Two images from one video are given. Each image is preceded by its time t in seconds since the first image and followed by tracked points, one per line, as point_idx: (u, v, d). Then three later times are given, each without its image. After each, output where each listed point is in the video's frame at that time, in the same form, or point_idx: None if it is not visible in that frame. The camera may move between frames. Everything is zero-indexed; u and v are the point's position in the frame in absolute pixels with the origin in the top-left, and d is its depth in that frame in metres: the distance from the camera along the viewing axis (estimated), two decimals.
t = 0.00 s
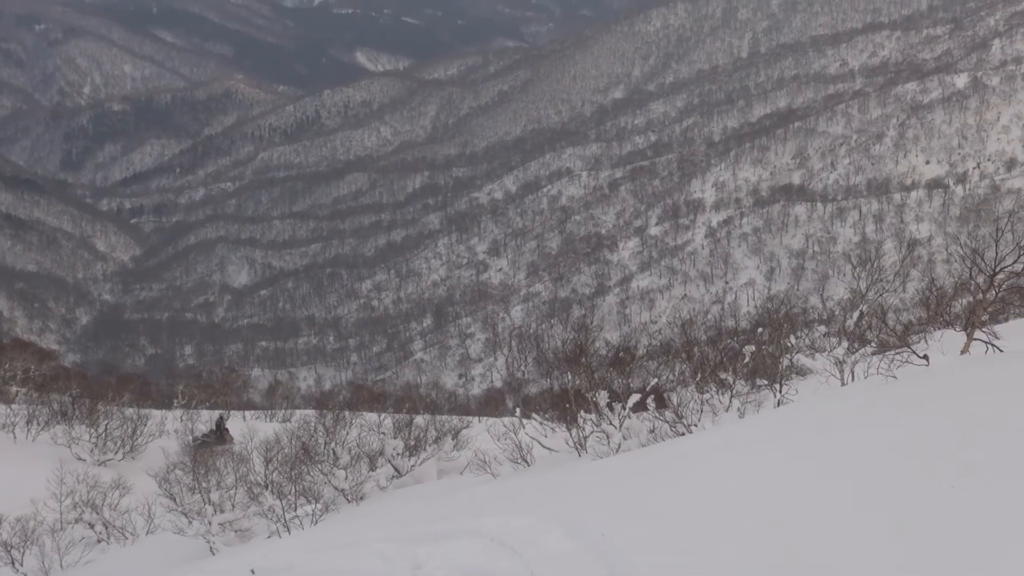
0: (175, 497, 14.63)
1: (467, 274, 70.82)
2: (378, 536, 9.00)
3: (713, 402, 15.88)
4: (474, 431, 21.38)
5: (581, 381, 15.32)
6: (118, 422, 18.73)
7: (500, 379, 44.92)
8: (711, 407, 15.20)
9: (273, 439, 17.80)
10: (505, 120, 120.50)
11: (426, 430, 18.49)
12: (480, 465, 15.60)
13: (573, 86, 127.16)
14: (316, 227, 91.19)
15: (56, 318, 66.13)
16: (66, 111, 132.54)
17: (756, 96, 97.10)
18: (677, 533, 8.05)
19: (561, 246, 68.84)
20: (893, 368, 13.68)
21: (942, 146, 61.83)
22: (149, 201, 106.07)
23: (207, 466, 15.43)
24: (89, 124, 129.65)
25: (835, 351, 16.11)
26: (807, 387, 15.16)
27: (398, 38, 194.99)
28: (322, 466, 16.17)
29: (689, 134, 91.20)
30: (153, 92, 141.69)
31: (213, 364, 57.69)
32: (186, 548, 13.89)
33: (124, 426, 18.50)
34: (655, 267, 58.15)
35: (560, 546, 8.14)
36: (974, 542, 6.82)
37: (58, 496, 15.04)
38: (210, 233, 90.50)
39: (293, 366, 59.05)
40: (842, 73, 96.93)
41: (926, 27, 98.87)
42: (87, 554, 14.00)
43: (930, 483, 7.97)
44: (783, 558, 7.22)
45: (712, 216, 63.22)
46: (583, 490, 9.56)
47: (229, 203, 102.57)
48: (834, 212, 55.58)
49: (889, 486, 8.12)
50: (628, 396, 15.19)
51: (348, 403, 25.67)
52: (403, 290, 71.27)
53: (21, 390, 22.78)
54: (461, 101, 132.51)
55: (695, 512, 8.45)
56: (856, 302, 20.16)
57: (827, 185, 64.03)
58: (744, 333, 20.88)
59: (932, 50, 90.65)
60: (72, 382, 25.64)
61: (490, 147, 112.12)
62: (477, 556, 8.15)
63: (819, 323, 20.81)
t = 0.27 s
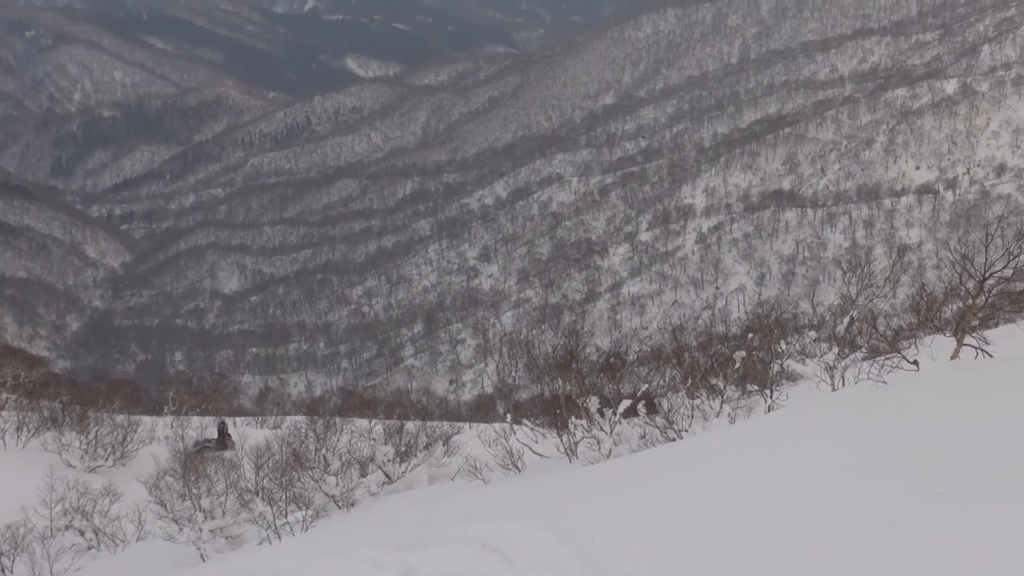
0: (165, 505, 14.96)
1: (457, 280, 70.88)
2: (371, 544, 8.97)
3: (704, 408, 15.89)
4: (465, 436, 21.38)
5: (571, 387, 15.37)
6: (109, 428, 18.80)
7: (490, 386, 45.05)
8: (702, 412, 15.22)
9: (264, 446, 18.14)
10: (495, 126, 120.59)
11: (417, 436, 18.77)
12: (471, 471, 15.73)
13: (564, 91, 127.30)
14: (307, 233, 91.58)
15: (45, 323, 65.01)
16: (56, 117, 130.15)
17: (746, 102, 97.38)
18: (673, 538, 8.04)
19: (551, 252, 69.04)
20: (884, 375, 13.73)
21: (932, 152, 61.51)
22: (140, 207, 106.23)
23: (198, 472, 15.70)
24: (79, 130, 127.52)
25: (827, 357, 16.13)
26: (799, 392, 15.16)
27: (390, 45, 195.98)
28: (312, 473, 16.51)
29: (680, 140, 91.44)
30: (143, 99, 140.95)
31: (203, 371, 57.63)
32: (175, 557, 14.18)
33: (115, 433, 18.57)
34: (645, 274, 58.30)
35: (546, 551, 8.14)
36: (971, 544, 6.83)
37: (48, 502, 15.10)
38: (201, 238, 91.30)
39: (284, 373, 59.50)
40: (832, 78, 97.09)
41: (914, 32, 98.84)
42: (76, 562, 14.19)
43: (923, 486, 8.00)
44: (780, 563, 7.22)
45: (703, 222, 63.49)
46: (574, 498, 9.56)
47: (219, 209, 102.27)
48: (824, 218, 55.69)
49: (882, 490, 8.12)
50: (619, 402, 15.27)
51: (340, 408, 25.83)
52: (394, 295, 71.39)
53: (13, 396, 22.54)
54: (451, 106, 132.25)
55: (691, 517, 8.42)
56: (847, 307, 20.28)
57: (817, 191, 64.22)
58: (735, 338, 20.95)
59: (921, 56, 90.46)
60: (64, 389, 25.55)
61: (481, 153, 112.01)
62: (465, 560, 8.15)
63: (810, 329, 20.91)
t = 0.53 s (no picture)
0: (159, 507, 15.14)
1: (451, 282, 70.90)
2: (370, 546, 8.92)
3: (698, 411, 15.69)
4: (458, 438, 21.37)
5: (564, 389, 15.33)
6: (102, 432, 18.74)
7: (484, 387, 45.13)
8: (696, 414, 15.05)
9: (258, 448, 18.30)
10: (488, 128, 120.60)
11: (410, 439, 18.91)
12: (464, 474, 15.73)
13: (557, 93, 127.28)
14: (300, 236, 92.20)
15: (39, 326, 63.60)
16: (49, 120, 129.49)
17: (739, 104, 97.65)
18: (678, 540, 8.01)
19: (544, 254, 69.17)
20: (878, 376, 13.72)
21: (925, 154, 61.71)
22: (133, 210, 106.05)
23: (192, 474, 15.74)
24: (73, 133, 126.00)
25: (820, 359, 16.13)
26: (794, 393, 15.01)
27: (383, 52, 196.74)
28: (307, 475, 16.71)
29: (673, 142, 91.72)
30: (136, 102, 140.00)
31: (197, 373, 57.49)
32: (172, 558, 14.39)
33: (108, 435, 18.51)
34: (638, 276, 58.41)
35: (541, 556, 8.07)
36: (977, 542, 6.85)
37: (41, 505, 14.95)
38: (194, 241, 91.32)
39: (277, 375, 59.47)
40: (825, 80, 97.24)
41: (906, 34, 98.79)
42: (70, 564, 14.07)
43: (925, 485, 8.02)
44: (787, 562, 7.20)
45: (696, 224, 63.71)
46: (576, 498, 9.54)
47: (213, 213, 102.08)
48: (817, 220, 55.86)
49: (886, 490, 8.13)
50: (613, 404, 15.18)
51: (333, 411, 25.87)
52: (387, 297, 71.59)
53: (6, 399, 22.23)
54: (443, 109, 132.20)
55: (694, 518, 8.40)
56: (839, 309, 20.32)
57: (811, 193, 64.39)
58: (729, 340, 20.87)
59: (915, 57, 90.47)
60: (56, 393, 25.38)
61: (473, 156, 111.83)
62: (458, 565, 8.10)
63: (803, 330, 20.91)
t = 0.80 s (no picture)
0: (153, 512, 15.41)
1: (444, 284, 70.96)
2: (364, 550, 8.89)
3: (691, 412, 15.84)
4: (452, 441, 21.60)
5: (558, 391, 15.24)
6: (95, 435, 18.76)
7: (479, 390, 45.39)
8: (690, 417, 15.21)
9: (253, 452, 18.63)
10: (481, 131, 120.67)
11: (404, 442, 19.16)
12: (459, 477, 15.86)
13: (550, 96, 127.46)
14: (294, 238, 92.11)
15: (32, 330, 63.51)
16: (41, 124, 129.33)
17: (732, 106, 98.02)
18: (678, 543, 7.99)
19: (538, 256, 69.41)
20: (870, 378, 13.69)
21: (918, 155, 62.61)
22: (126, 213, 105.56)
23: (185, 479, 16.13)
24: (65, 135, 125.44)
25: (814, 360, 16.07)
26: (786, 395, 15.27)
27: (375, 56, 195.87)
28: (302, 477, 16.93)
29: (666, 144, 92.07)
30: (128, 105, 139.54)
31: (192, 376, 57.45)
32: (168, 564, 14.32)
33: (102, 439, 18.52)
34: (632, 277, 58.56)
35: (538, 559, 8.04)
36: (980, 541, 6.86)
37: (34, 509, 15.03)
38: (187, 244, 91.07)
39: (271, 379, 59.20)
40: (818, 82, 98.09)
41: (900, 35, 101.00)
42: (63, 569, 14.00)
43: (923, 485, 8.03)
44: (788, 564, 7.19)
45: (690, 226, 63.97)
46: (573, 500, 9.52)
47: (206, 215, 101.77)
48: (811, 222, 56.36)
49: (885, 490, 8.13)
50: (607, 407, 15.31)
51: (328, 414, 26.00)
52: (381, 301, 71.66)
53: None
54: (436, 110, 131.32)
55: (693, 519, 8.39)
56: (833, 311, 20.54)
57: (804, 195, 64.71)
58: (722, 342, 21.08)
59: (907, 59, 91.58)
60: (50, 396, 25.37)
61: (467, 159, 112.05)
62: (454, 567, 8.06)
63: (796, 331, 21.15)
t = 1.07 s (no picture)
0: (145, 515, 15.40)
1: (437, 287, 70.84)
2: (358, 552, 8.92)
3: (684, 415, 15.87)
4: (445, 444, 21.62)
5: (551, 394, 15.54)
6: (89, 439, 18.67)
7: (471, 393, 45.37)
8: (682, 419, 15.27)
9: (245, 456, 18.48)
10: (473, 134, 120.41)
11: (398, 444, 19.03)
12: (451, 480, 15.89)
13: (543, 99, 126.30)
14: (286, 240, 90.74)
15: (24, 333, 63.58)
16: (33, 129, 129.05)
17: (724, 108, 98.08)
18: (676, 544, 7.99)
19: (530, 259, 69.39)
20: (863, 379, 13.83)
21: (910, 157, 62.82)
22: (119, 218, 104.90)
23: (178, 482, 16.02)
24: (58, 139, 125.97)
25: (806, 361, 16.25)
26: (779, 397, 15.40)
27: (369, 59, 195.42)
28: (294, 481, 16.78)
29: (659, 147, 92.11)
30: (121, 109, 138.25)
31: (184, 380, 57.33)
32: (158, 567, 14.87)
33: (95, 442, 18.43)
34: (625, 280, 58.56)
35: (533, 560, 8.06)
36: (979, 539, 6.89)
37: (27, 512, 15.08)
38: (180, 248, 90.90)
39: (264, 382, 59.03)
40: (810, 84, 98.28)
41: (891, 37, 101.68)
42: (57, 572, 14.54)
43: (920, 484, 8.06)
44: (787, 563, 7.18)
45: (682, 229, 63.98)
46: (569, 502, 9.52)
47: (199, 218, 101.42)
48: (803, 223, 56.66)
49: (882, 489, 8.14)
50: (600, 409, 15.40)
51: (319, 416, 25.80)
52: (374, 304, 71.20)
53: None
54: (430, 113, 131.48)
55: (691, 521, 8.39)
56: (825, 313, 20.65)
57: (797, 196, 64.78)
58: (715, 344, 21.11)
59: (899, 61, 91.81)
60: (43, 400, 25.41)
61: (459, 162, 111.93)
62: (447, 569, 8.08)
63: (789, 333, 21.22)
